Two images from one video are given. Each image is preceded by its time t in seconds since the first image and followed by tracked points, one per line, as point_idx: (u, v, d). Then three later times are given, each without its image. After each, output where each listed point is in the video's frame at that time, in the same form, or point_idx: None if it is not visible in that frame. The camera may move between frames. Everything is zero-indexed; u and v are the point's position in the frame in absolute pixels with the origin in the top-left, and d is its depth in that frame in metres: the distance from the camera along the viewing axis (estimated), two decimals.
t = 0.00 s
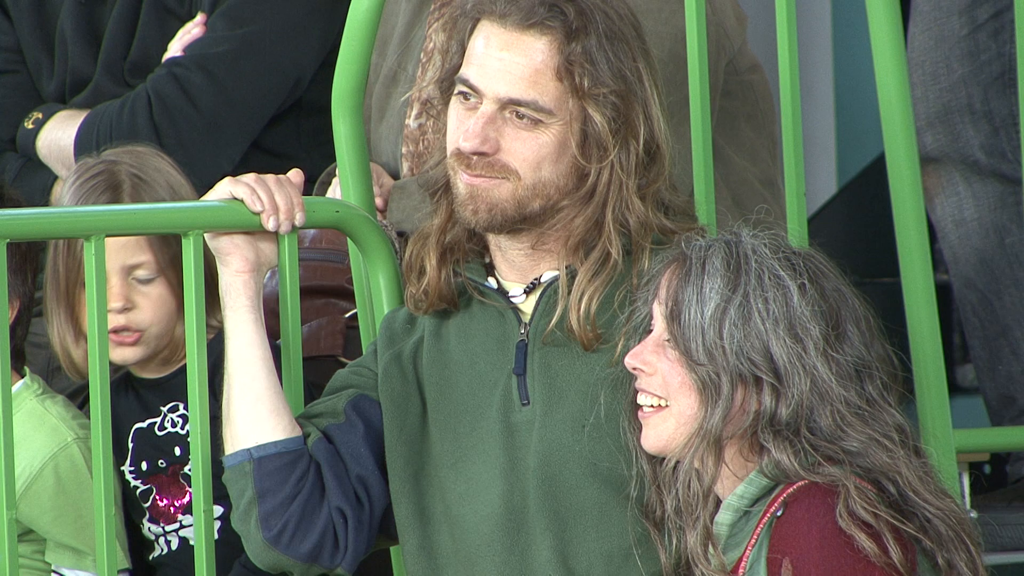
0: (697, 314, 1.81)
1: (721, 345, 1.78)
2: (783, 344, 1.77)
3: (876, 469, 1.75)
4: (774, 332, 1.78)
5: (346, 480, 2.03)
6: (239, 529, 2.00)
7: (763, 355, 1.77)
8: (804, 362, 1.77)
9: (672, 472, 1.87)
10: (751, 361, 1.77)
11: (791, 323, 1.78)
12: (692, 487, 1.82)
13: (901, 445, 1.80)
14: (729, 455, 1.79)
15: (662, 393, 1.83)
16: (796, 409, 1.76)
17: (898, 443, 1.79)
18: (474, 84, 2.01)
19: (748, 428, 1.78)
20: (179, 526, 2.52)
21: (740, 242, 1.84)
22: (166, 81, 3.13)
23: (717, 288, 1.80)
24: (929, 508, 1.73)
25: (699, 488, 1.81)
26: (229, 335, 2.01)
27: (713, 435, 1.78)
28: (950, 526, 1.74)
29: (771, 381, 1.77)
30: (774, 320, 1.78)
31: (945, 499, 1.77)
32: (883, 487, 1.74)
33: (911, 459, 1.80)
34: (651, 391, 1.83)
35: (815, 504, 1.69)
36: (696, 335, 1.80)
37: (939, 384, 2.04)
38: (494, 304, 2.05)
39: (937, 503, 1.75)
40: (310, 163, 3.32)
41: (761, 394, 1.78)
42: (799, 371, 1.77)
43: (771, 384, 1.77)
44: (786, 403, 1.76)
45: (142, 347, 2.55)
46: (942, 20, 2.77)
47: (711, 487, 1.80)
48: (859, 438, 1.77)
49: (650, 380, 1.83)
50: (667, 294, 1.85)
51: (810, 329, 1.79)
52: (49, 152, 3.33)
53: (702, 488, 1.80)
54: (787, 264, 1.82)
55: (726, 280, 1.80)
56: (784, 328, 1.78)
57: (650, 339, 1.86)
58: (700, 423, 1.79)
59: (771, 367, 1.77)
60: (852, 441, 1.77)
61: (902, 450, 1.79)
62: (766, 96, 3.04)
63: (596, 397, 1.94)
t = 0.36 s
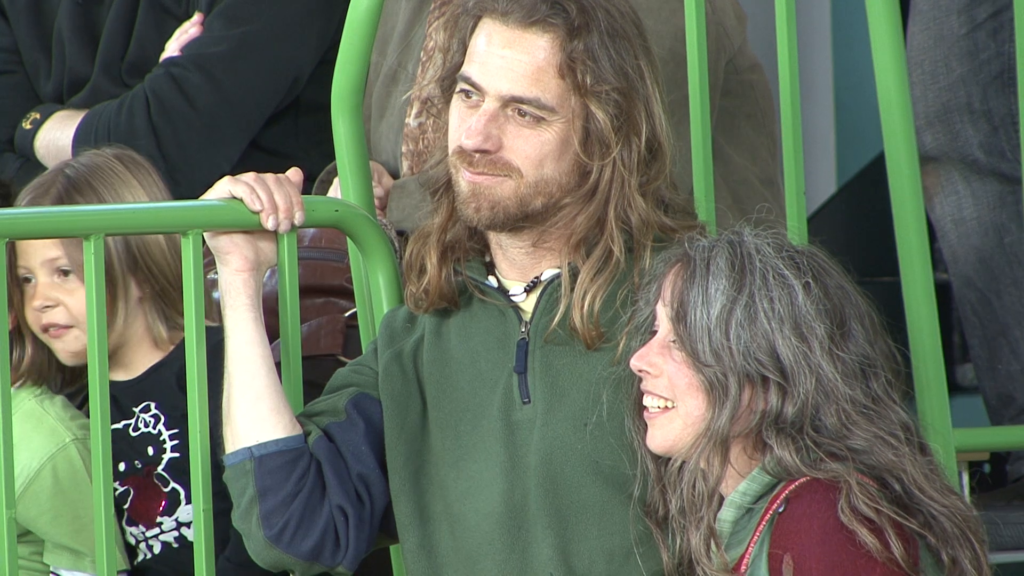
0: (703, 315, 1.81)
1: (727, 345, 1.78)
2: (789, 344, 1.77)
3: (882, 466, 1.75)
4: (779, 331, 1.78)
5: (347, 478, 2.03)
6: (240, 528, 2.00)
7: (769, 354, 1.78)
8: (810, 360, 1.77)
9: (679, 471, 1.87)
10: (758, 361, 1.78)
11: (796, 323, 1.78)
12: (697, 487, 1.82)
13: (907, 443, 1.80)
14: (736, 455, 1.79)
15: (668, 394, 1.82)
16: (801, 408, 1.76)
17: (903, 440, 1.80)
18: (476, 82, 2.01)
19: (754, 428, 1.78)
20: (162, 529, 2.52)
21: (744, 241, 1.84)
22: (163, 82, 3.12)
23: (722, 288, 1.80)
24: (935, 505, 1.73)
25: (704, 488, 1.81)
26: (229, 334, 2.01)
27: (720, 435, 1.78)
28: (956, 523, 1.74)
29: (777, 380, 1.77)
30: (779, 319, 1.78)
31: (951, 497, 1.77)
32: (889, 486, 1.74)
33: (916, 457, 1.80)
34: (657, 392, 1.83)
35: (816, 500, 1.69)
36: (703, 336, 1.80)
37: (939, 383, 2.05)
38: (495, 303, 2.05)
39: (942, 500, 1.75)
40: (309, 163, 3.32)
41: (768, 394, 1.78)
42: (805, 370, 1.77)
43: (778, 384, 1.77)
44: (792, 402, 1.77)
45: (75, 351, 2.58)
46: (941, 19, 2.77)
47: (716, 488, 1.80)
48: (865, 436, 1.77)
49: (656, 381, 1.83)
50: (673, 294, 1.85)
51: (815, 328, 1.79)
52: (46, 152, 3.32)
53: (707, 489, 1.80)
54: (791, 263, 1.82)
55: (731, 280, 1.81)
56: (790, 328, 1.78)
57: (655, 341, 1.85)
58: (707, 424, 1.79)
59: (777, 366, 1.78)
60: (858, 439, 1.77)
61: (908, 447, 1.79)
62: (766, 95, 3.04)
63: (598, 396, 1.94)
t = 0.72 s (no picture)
0: (705, 319, 1.81)
1: (730, 349, 1.78)
2: (792, 347, 1.77)
3: (886, 469, 1.75)
4: (782, 334, 1.78)
5: (346, 482, 2.03)
6: (239, 531, 2.00)
7: (772, 358, 1.78)
8: (813, 363, 1.77)
9: (682, 474, 1.88)
10: (762, 365, 1.78)
11: (798, 326, 1.79)
12: (700, 491, 1.81)
13: (909, 445, 1.80)
14: (739, 459, 1.79)
15: (670, 399, 1.82)
16: (805, 411, 1.76)
17: (906, 443, 1.80)
18: (475, 85, 2.01)
19: (758, 431, 1.78)
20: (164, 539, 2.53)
21: (744, 245, 1.84)
22: (162, 87, 3.11)
23: (725, 292, 1.80)
24: (938, 507, 1.74)
25: (706, 493, 1.80)
26: (229, 338, 2.01)
27: (723, 439, 1.78)
28: (959, 524, 1.74)
29: (781, 384, 1.77)
30: (782, 323, 1.78)
31: (954, 499, 1.77)
32: (892, 488, 1.74)
33: (919, 459, 1.80)
34: (660, 396, 1.82)
35: (820, 503, 1.69)
36: (706, 340, 1.80)
37: (938, 386, 2.04)
38: (494, 307, 2.05)
39: (944, 502, 1.75)
40: (308, 167, 3.33)
41: (772, 397, 1.78)
42: (808, 373, 1.77)
43: (781, 387, 1.77)
44: (795, 404, 1.77)
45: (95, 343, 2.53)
46: (941, 22, 2.77)
47: (718, 493, 1.79)
48: (868, 439, 1.77)
49: (659, 385, 1.82)
50: (675, 298, 1.84)
51: (818, 331, 1.79)
52: (45, 157, 3.32)
53: (711, 492, 1.79)
54: (792, 266, 1.82)
55: (734, 284, 1.81)
56: (793, 331, 1.78)
57: (657, 345, 1.85)
58: (710, 428, 1.79)
59: (780, 369, 1.78)
60: (861, 443, 1.77)
61: (911, 449, 1.79)
62: (765, 99, 3.04)
63: (599, 399, 1.94)
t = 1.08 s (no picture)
0: (708, 319, 1.81)
1: (733, 349, 1.78)
2: (794, 346, 1.77)
3: (886, 470, 1.75)
4: (785, 334, 1.78)
5: (345, 482, 2.02)
6: (238, 531, 2.00)
7: (774, 357, 1.78)
8: (815, 362, 1.77)
9: (683, 474, 1.88)
10: (764, 364, 1.78)
11: (801, 324, 1.79)
12: (702, 491, 1.81)
13: (910, 445, 1.80)
14: (742, 458, 1.79)
15: (672, 399, 1.82)
16: (806, 411, 1.76)
17: (907, 443, 1.80)
18: (474, 88, 2.00)
19: (761, 431, 1.78)
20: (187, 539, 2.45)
21: (746, 244, 1.84)
22: (163, 88, 3.11)
23: (727, 291, 1.80)
24: (939, 506, 1.74)
25: (709, 493, 1.80)
26: (228, 338, 2.01)
27: (726, 438, 1.78)
28: (961, 523, 1.74)
29: (783, 382, 1.77)
30: (784, 322, 1.78)
31: (955, 498, 1.77)
32: (893, 488, 1.74)
33: (920, 458, 1.80)
34: (662, 396, 1.82)
35: (821, 504, 1.69)
36: (708, 340, 1.80)
37: (937, 385, 2.04)
38: (495, 307, 2.05)
39: (945, 501, 1.75)
40: (308, 167, 3.32)
41: (775, 397, 1.78)
42: (811, 372, 1.77)
43: (784, 386, 1.78)
44: (797, 404, 1.77)
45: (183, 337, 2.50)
46: (940, 22, 2.77)
47: (719, 493, 1.79)
48: (870, 439, 1.77)
49: (661, 385, 1.82)
50: (678, 298, 1.84)
51: (820, 329, 1.79)
52: (46, 157, 3.31)
53: (713, 491, 1.79)
54: (794, 265, 1.82)
55: (736, 284, 1.81)
56: (795, 330, 1.78)
57: (659, 345, 1.84)
58: (713, 428, 1.79)
59: (782, 369, 1.78)
60: (862, 442, 1.77)
61: (912, 449, 1.80)
62: (765, 99, 3.04)
63: (601, 400, 1.94)
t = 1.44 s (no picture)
0: (710, 315, 1.81)
1: (735, 345, 1.78)
2: (796, 341, 1.78)
3: (885, 466, 1.76)
4: (786, 329, 1.78)
5: (346, 480, 2.02)
6: (240, 529, 2.00)
7: (776, 352, 1.78)
8: (817, 356, 1.77)
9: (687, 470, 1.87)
10: (766, 359, 1.78)
11: (802, 319, 1.79)
12: (707, 487, 1.82)
13: (911, 440, 1.80)
14: (745, 453, 1.78)
15: (675, 396, 1.82)
16: (809, 405, 1.77)
17: (909, 440, 1.80)
18: (500, 104, 1.95)
19: (764, 426, 1.77)
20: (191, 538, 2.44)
21: (747, 241, 1.84)
22: (164, 86, 3.11)
23: (728, 287, 1.81)
24: (937, 503, 1.74)
25: (713, 489, 1.81)
26: (229, 338, 2.00)
27: (728, 434, 1.78)
28: (959, 520, 1.74)
29: (785, 378, 1.77)
30: (786, 317, 1.79)
31: (953, 495, 1.77)
32: (892, 484, 1.74)
33: (920, 454, 1.80)
34: (664, 394, 1.82)
35: (822, 503, 1.70)
36: (710, 336, 1.80)
37: (937, 383, 2.05)
38: (500, 308, 2.04)
39: (943, 498, 1.75)
40: (308, 166, 3.32)
41: (778, 392, 1.78)
42: (813, 367, 1.77)
43: (786, 381, 1.78)
44: (799, 399, 1.77)
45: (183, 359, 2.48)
46: (939, 21, 2.77)
47: (723, 489, 1.80)
48: (871, 433, 1.77)
49: (664, 384, 1.82)
50: (679, 295, 1.84)
51: (821, 324, 1.79)
52: (46, 155, 3.31)
53: (718, 488, 1.80)
54: (795, 261, 1.82)
55: (736, 279, 1.81)
56: (796, 325, 1.78)
57: (662, 344, 1.84)
58: (715, 424, 1.79)
59: (785, 364, 1.78)
60: (862, 437, 1.77)
61: (912, 444, 1.80)
62: (765, 98, 3.04)
63: (604, 399, 1.94)
